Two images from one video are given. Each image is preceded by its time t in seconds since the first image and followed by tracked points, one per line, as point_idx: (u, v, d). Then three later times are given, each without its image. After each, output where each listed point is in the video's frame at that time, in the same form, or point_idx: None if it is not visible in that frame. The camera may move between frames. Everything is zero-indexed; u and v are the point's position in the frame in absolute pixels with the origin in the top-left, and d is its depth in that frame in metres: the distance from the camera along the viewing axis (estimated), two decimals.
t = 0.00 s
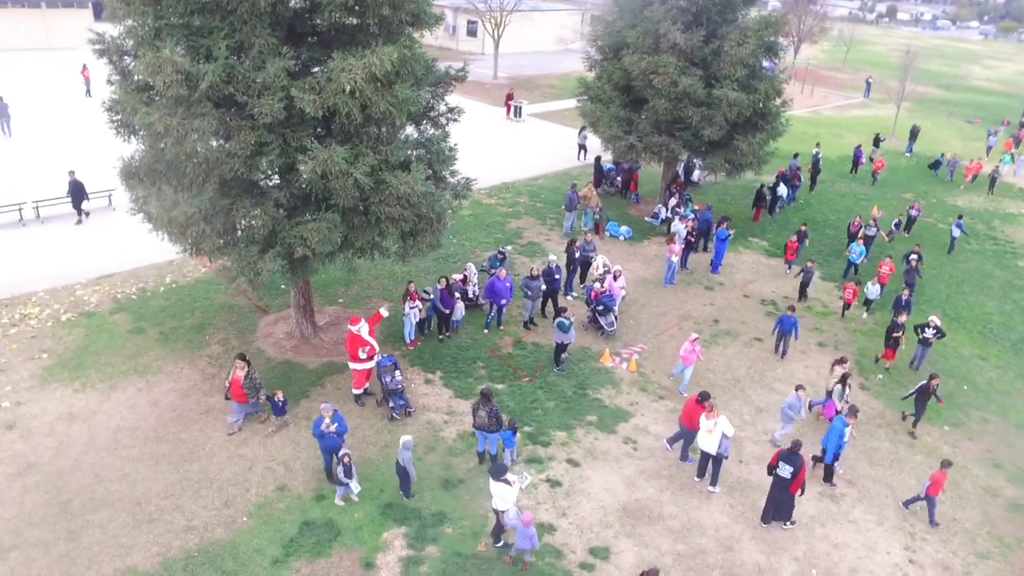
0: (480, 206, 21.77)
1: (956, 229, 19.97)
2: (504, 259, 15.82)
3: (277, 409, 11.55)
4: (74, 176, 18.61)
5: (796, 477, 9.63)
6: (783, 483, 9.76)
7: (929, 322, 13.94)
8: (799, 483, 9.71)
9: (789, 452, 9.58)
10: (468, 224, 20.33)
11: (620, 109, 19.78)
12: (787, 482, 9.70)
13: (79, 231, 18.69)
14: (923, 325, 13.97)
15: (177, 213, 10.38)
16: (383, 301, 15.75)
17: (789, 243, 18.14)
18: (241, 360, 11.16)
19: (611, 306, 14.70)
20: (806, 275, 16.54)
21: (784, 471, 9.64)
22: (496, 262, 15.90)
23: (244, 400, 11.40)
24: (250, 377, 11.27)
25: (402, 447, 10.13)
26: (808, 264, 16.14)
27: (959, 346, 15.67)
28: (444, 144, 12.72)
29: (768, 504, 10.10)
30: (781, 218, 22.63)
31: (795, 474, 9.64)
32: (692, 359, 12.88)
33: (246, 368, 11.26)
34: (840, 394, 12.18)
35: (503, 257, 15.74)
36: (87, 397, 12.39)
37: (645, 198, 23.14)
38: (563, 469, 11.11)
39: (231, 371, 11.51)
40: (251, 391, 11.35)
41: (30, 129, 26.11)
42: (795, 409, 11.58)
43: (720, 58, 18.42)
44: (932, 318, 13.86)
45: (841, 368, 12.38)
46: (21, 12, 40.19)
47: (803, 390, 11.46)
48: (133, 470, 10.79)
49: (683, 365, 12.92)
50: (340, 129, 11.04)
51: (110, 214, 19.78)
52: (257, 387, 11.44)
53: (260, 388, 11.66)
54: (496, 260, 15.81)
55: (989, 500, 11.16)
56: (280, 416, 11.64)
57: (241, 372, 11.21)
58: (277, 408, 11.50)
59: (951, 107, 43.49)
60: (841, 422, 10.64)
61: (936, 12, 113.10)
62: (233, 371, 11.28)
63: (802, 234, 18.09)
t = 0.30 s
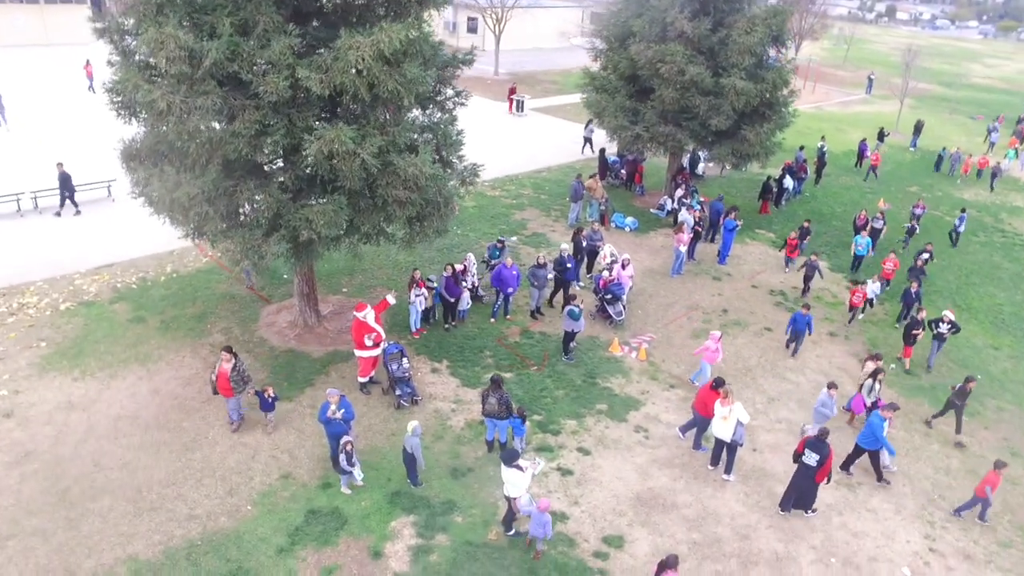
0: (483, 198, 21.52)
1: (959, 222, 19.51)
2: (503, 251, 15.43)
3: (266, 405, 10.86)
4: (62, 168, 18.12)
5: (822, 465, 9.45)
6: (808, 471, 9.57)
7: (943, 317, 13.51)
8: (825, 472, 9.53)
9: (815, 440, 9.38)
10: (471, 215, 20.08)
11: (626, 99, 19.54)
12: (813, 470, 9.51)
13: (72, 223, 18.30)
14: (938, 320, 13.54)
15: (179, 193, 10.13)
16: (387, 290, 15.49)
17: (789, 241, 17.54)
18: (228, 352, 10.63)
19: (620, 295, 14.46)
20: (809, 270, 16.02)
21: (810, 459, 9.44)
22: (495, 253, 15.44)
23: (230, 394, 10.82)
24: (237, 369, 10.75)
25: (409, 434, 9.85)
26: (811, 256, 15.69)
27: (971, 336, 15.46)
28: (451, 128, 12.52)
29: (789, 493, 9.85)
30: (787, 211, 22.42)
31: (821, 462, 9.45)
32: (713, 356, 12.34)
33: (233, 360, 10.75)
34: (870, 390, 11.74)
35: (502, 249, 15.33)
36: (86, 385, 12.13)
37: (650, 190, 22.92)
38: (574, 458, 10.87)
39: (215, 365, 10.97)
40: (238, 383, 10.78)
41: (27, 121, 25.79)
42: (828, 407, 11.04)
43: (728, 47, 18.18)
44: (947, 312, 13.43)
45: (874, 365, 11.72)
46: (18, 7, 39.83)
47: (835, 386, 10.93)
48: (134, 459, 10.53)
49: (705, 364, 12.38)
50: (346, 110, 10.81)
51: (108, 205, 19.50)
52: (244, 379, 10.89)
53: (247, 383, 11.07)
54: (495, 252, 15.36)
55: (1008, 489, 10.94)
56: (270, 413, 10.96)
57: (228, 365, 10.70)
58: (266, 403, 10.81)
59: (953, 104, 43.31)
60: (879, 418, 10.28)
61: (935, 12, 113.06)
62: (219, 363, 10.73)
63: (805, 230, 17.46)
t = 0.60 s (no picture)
0: (484, 187, 21.35)
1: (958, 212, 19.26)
2: (500, 238, 15.07)
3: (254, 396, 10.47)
4: (47, 157, 17.72)
5: (842, 445, 9.29)
6: (829, 451, 9.41)
7: (954, 305, 13.39)
8: (847, 452, 9.36)
9: (836, 419, 9.23)
10: (473, 204, 19.92)
11: (628, 86, 19.40)
12: (834, 450, 9.36)
13: (66, 211, 18.03)
14: (949, 307, 13.38)
15: (180, 168, 9.99)
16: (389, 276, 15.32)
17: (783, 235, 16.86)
18: (214, 344, 10.11)
19: (624, 280, 14.30)
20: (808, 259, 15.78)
21: (830, 439, 9.29)
22: (490, 241, 15.10)
23: (215, 387, 10.30)
24: (223, 363, 10.22)
25: (414, 413, 9.66)
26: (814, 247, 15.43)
27: (978, 322, 15.34)
28: (455, 107, 12.40)
29: (809, 472, 9.73)
30: (790, 200, 22.30)
31: (841, 443, 9.28)
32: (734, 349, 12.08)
33: (218, 352, 10.22)
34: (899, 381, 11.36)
35: (499, 236, 15.01)
36: (84, 368, 11.95)
37: (652, 180, 22.78)
38: (581, 439, 10.71)
39: (200, 357, 10.43)
40: (223, 377, 10.26)
41: (24, 111, 25.55)
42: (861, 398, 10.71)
43: (731, 33, 18.03)
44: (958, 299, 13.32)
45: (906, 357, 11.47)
46: (16, 1, 39.62)
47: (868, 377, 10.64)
48: (133, 440, 10.35)
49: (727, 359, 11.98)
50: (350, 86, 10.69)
51: (106, 193, 19.29)
52: (231, 373, 10.36)
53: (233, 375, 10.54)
54: (491, 239, 15.07)
55: (1019, 470, 10.82)
56: (258, 404, 10.61)
57: (214, 358, 10.18)
58: (254, 394, 10.44)
59: (953, 99, 43.22)
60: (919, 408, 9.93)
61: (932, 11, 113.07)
62: (204, 356, 10.21)
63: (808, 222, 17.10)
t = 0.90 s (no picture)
0: (477, 177, 21.23)
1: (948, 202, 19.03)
2: (487, 225, 14.95)
3: (228, 388, 10.16)
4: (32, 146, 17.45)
5: (846, 421, 9.25)
6: (833, 426, 9.35)
7: (957, 293, 13.17)
8: (851, 428, 9.31)
9: (840, 394, 9.21)
10: (466, 193, 19.80)
11: (622, 74, 19.36)
12: (837, 426, 9.30)
13: (55, 200, 17.80)
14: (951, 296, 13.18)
15: (172, 144, 9.92)
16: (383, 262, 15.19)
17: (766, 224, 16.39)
18: (190, 331, 9.79)
19: (620, 264, 14.23)
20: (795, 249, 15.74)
21: (833, 414, 9.26)
22: (478, 227, 14.99)
23: (192, 376, 9.98)
24: (199, 350, 9.89)
25: (408, 390, 9.53)
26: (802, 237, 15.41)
27: (973, 306, 15.34)
28: (451, 88, 12.34)
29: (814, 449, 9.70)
30: (783, 189, 22.29)
31: (845, 418, 9.24)
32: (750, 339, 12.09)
33: (195, 340, 9.91)
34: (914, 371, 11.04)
35: (486, 223, 14.91)
36: (74, 352, 11.76)
37: (646, 170, 22.74)
38: (577, 419, 10.62)
39: (177, 343, 10.14)
40: (200, 365, 9.92)
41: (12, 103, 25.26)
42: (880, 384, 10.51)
43: (726, 20, 18.02)
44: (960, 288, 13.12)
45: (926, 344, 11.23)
46: None
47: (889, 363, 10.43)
48: (124, 422, 10.19)
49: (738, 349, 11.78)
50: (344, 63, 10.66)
51: (95, 182, 19.05)
52: (208, 362, 10.02)
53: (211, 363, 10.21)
54: (478, 226, 14.97)
55: (1017, 448, 10.79)
56: (230, 398, 10.25)
57: (190, 345, 9.86)
58: (227, 387, 10.10)
59: (943, 94, 43.39)
60: (939, 397, 9.61)
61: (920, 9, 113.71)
62: (181, 343, 9.92)
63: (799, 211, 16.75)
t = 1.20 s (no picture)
0: (438, 169, 21.03)
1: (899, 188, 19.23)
2: (441, 216, 14.44)
3: (173, 391, 9.47)
4: None
5: (816, 393, 9.34)
6: (803, 399, 9.46)
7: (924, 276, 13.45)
8: (820, 400, 9.42)
9: (808, 366, 9.29)
10: (428, 184, 19.60)
11: (583, 64, 19.42)
12: (807, 398, 9.41)
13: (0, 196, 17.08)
14: (919, 279, 13.43)
15: (125, 128, 9.64)
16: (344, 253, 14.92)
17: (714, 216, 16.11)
18: (125, 330, 9.31)
19: (584, 250, 14.22)
20: (749, 240, 15.49)
21: (804, 386, 9.34)
22: (432, 218, 14.47)
23: (130, 379, 9.45)
24: (137, 350, 9.39)
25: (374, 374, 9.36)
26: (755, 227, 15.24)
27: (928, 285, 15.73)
28: (412, 73, 12.20)
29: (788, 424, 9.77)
30: (742, 178, 22.58)
31: (814, 390, 9.34)
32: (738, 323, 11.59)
33: (131, 340, 9.41)
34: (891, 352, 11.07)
35: (441, 214, 14.39)
36: (23, 349, 11.28)
37: (606, 160, 22.83)
38: (546, 403, 10.56)
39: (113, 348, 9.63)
40: (138, 366, 9.41)
41: None
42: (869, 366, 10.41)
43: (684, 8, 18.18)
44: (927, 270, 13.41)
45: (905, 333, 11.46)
46: None
47: (875, 343, 10.39)
48: (78, 418, 9.80)
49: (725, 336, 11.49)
50: (303, 46, 10.51)
51: (43, 178, 18.35)
52: (147, 363, 9.51)
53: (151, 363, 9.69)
54: (432, 216, 14.43)
55: (975, 419, 11.07)
56: (179, 402, 9.59)
57: (126, 346, 9.35)
58: (174, 389, 9.43)
59: (893, 88, 44.51)
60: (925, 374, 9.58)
61: (868, 8, 116.64)
62: (116, 345, 9.40)
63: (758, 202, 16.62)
